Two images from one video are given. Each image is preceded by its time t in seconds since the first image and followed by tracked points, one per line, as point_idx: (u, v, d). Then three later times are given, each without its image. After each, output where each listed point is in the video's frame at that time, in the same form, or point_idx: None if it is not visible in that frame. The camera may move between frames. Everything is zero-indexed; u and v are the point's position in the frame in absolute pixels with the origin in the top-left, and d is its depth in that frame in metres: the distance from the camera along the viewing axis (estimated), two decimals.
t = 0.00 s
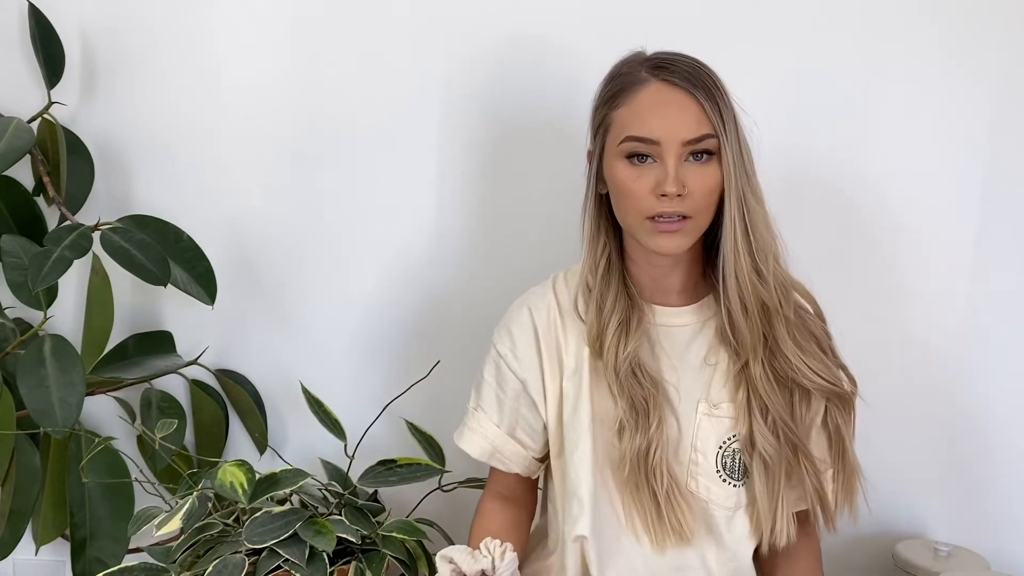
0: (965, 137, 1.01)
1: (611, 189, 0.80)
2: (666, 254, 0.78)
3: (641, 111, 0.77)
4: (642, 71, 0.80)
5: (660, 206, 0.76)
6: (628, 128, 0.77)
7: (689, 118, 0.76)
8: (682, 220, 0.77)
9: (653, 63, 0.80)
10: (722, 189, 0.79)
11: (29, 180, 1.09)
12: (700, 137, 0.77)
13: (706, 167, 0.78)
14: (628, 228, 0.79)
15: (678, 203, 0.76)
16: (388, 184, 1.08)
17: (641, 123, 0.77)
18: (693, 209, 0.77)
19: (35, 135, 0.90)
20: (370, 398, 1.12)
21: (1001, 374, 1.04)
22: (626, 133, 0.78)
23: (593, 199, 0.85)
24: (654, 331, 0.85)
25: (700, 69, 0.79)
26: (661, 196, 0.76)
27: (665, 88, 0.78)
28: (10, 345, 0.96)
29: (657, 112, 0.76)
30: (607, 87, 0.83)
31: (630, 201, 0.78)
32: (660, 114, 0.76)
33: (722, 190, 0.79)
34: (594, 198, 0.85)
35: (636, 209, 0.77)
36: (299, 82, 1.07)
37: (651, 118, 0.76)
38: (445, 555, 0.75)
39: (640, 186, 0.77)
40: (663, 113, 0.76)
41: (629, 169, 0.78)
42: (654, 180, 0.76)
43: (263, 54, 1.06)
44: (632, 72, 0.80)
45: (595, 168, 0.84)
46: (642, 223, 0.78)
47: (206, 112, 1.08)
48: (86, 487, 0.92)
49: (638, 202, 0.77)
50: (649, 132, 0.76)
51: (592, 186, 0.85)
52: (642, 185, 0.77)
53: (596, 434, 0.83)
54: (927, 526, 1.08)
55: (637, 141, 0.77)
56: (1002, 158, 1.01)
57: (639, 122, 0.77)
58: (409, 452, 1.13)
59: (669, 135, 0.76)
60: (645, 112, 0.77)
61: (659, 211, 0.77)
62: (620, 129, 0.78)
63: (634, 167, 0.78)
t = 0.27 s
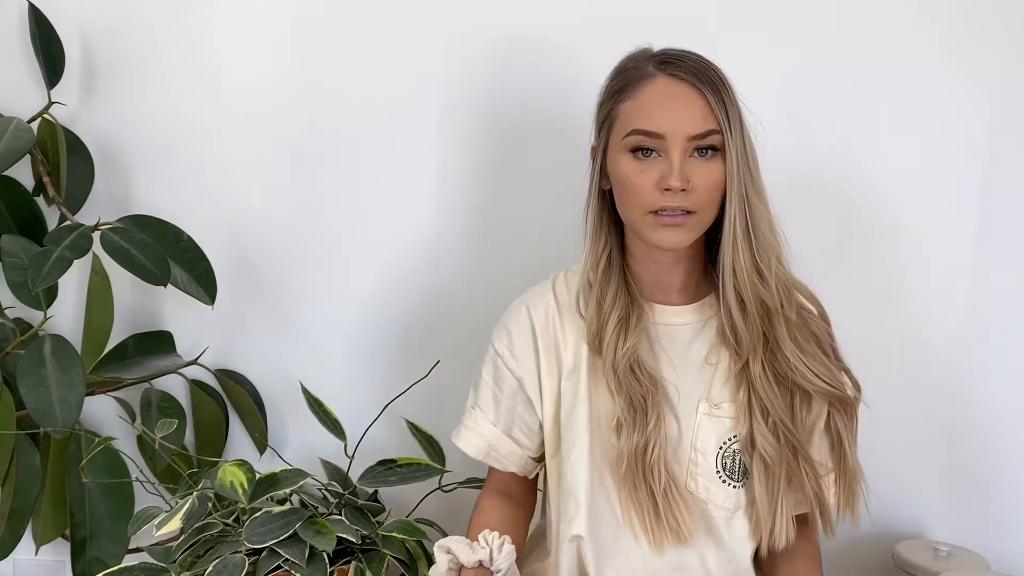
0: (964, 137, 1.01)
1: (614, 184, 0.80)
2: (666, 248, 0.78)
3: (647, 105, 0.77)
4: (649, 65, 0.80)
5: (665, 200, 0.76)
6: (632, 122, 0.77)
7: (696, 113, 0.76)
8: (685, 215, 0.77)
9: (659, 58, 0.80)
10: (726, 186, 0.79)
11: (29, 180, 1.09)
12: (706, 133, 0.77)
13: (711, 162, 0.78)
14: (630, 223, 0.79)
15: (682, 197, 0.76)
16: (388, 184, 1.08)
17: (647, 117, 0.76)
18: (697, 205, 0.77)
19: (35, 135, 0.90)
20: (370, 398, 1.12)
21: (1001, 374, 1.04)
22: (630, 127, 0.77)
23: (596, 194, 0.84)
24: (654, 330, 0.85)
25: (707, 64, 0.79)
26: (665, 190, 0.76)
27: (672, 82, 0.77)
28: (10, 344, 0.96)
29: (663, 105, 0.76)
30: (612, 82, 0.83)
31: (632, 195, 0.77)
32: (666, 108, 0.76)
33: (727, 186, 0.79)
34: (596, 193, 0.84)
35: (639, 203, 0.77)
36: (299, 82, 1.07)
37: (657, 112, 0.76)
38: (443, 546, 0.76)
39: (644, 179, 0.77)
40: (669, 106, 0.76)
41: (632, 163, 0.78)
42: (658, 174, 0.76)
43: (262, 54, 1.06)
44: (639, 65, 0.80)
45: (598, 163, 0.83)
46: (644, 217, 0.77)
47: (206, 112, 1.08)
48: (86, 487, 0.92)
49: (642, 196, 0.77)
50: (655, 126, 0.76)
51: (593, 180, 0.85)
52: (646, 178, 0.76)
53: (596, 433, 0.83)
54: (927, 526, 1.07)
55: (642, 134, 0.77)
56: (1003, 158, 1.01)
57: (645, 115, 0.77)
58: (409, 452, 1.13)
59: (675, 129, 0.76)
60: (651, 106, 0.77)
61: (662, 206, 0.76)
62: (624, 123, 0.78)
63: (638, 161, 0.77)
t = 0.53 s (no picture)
0: (964, 137, 1.01)
1: (623, 187, 0.79)
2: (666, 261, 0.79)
3: (666, 115, 0.76)
4: (671, 71, 0.78)
5: (672, 213, 0.76)
6: (650, 129, 0.76)
7: (714, 129, 0.76)
8: (689, 231, 0.78)
9: (680, 63, 0.78)
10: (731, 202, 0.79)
11: (28, 180, 1.09)
12: (721, 152, 0.76)
13: (722, 179, 0.78)
14: (635, 229, 0.79)
15: (689, 213, 0.76)
16: (388, 184, 1.08)
17: (665, 128, 0.75)
18: (702, 220, 0.77)
19: (35, 135, 0.90)
20: (370, 398, 1.12)
21: (1001, 374, 1.04)
22: (646, 135, 0.76)
23: (602, 190, 0.83)
24: (651, 326, 0.85)
25: (728, 76, 0.78)
26: (673, 204, 0.76)
27: (693, 94, 0.76)
28: (10, 344, 0.96)
29: (682, 117, 0.75)
30: (630, 82, 0.81)
31: (641, 205, 0.77)
32: (686, 121, 0.75)
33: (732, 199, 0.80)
34: (603, 189, 0.83)
35: (647, 213, 0.77)
36: (299, 82, 1.07)
37: (676, 125, 0.75)
38: (447, 555, 0.75)
39: (656, 189, 0.76)
40: (688, 119, 0.75)
41: (644, 171, 0.77)
42: (669, 188, 0.76)
43: (262, 54, 1.06)
44: (661, 70, 0.79)
45: (607, 157, 0.82)
46: (650, 227, 0.78)
47: (206, 112, 1.08)
48: (86, 487, 0.92)
49: (650, 205, 0.77)
50: (673, 138, 0.75)
51: (599, 174, 0.84)
52: (657, 189, 0.76)
53: (592, 428, 0.83)
54: (927, 526, 1.08)
55: (659, 144, 0.75)
56: (1003, 157, 1.01)
57: (663, 126, 0.76)
58: (409, 452, 1.13)
59: (693, 146, 0.75)
60: (670, 117, 0.75)
61: (668, 219, 0.77)
62: (641, 129, 0.77)
63: (652, 170, 0.76)
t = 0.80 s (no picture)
0: (964, 138, 1.01)
1: (628, 187, 0.79)
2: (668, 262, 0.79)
3: (677, 120, 0.75)
4: (684, 73, 0.78)
5: (676, 217, 0.76)
6: (660, 133, 0.76)
7: (725, 136, 0.76)
8: (692, 232, 0.78)
9: (694, 66, 0.78)
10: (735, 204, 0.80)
11: (28, 181, 1.09)
12: (729, 159, 0.76)
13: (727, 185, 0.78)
14: (639, 228, 0.79)
15: (693, 216, 0.76)
16: (388, 184, 1.08)
17: (675, 132, 0.75)
18: (706, 223, 0.77)
19: (35, 135, 0.90)
20: (370, 398, 1.12)
21: (1001, 374, 1.04)
22: (656, 138, 0.76)
23: (606, 188, 0.83)
24: (652, 325, 0.85)
25: (740, 82, 0.77)
26: (678, 208, 0.76)
27: (706, 99, 0.76)
28: (10, 344, 0.96)
29: (693, 121, 0.75)
30: (641, 82, 0.80)
31: (646, 205, 0.77)
32: (697, 127, 0.75)
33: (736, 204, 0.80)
34: (607, 187, 0.83)
35: (652, 215, 0.77)
36: (299, 81, 1.07)
37: (687, 130, 0.75)
38: (446, 555, 0.75)
39: (663, 193, 0.76)
40: (699, 125, 0.75)
41: (651, 174, 0.77)
42: (676, 191, 0.76)
43: (263, 54, 1.06)
44: (674, 73, 0.78)
45: (614, 155, 0.82)
46: (653, 229, 0.78)
47: (206, 112, 1.08)
48: (86, 487, 0.92)
49: (655, 207, 0.77)
50: (683, 143, 0.75)
51: (604, 171, 0.83)
52: (664, 193, 0.76)
53: (592, 426, 0.83)
54: (927, 526, 1.08)
55: (668, 148, 0.75)
56: (1003, 158, 1.01)
57: (673, 130, 0.75)
58: (409, 452, 1.13)
59: (702, 152, 0.75)
60: (680, 122, 0.75)
61: (673, 222, 0.77)
62: (650, 130, 0.77)
63: (659, 174, 0.76)
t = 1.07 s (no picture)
0: (964, 138, 1.01)
1: (631, 184, 0.79)
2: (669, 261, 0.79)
3: (682, 116, 0.75)
4: (691, 72, 0.78)
5: (677, 215, 0.76)
6: (664, 130, 0.76)
7: (728, 136, 0.75)
8: (693, 231, 0.77)
9: (701, 65, 0.78)
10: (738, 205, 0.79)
11: (28, 181, 1.09)
12: (733, 159, 0.76)
13: (730, 185, 0.78)
14: (641, 226, 0.79)
15: (695, 215, 0.76)
16: (388, 184, 1.08)
17: (680, 131, 0.75)
18: (707, 222, 0.77)
19: (35, 135, 0.90)
20: (370, 398, 1.12)
21: (1002, 375, 1.04)
22: (660, 135, 0.76)
23: (609, 189, 0.83)
24: (653, 328, 0.85)
25: (746, 83, 0.77)
26: (680, 205, 0.76)
27: (711, 97, 0.76)
28: (10, 344, 0.96)
29: (698, 120, 0.75)
30: (648, 79, 0.80)
31: (649, 203, 0.77)
32: (702, 125, 0.75)
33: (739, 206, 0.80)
34: (610, 187, 0.82)
35: (652, 211, 0.77)
36: (299, 81, 1.07)
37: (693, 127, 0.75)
38: (446, 555, 0.75)
39: (664, 189, 0.76)
40: (703, 123, 0.75)
41: (655, 169, 0.76)
42: (678, 188, 0.76)
43: (263, 54, 1.06)
44: (681, 71, 0.78)
45: (619, 153, 0.82)
46: (653, 225, 0.78)
47: (207, 113, 1.08)
48: (86, 487, 0.92)
49: (657, 204, 0.77)
50: (687, 140, 0.75)
51: (608, 171, 0.83)
52: (665, 190, 0.76)
53: (593, 429, 0.82)
54: (927, 526, 1.07)
55: (672, 145, 0.75)
56: (1003, 158, 1.01)
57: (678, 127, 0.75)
58: (408, 452, 1.13)
59: (707, 149, 0.75)
60: (685, 119, 0.75)
61: (674, 219, 0.77)
62: (655, 128, 0.77)
63: (663, 171, 0.76)
